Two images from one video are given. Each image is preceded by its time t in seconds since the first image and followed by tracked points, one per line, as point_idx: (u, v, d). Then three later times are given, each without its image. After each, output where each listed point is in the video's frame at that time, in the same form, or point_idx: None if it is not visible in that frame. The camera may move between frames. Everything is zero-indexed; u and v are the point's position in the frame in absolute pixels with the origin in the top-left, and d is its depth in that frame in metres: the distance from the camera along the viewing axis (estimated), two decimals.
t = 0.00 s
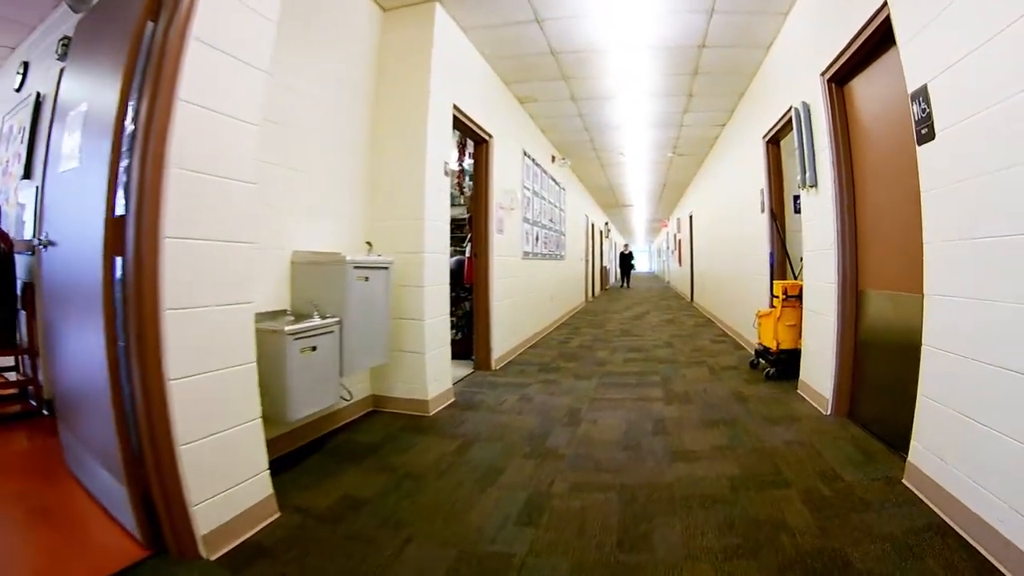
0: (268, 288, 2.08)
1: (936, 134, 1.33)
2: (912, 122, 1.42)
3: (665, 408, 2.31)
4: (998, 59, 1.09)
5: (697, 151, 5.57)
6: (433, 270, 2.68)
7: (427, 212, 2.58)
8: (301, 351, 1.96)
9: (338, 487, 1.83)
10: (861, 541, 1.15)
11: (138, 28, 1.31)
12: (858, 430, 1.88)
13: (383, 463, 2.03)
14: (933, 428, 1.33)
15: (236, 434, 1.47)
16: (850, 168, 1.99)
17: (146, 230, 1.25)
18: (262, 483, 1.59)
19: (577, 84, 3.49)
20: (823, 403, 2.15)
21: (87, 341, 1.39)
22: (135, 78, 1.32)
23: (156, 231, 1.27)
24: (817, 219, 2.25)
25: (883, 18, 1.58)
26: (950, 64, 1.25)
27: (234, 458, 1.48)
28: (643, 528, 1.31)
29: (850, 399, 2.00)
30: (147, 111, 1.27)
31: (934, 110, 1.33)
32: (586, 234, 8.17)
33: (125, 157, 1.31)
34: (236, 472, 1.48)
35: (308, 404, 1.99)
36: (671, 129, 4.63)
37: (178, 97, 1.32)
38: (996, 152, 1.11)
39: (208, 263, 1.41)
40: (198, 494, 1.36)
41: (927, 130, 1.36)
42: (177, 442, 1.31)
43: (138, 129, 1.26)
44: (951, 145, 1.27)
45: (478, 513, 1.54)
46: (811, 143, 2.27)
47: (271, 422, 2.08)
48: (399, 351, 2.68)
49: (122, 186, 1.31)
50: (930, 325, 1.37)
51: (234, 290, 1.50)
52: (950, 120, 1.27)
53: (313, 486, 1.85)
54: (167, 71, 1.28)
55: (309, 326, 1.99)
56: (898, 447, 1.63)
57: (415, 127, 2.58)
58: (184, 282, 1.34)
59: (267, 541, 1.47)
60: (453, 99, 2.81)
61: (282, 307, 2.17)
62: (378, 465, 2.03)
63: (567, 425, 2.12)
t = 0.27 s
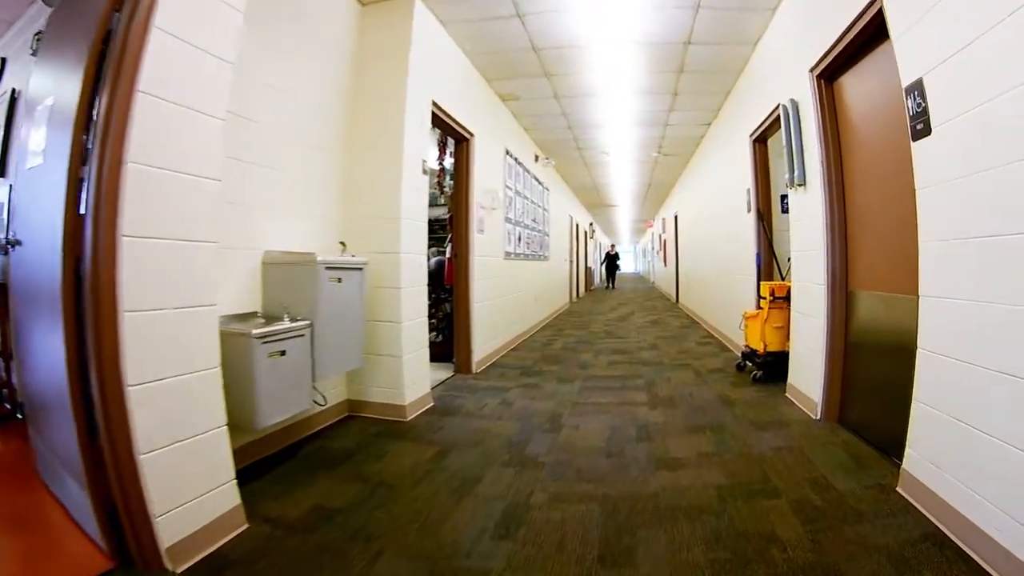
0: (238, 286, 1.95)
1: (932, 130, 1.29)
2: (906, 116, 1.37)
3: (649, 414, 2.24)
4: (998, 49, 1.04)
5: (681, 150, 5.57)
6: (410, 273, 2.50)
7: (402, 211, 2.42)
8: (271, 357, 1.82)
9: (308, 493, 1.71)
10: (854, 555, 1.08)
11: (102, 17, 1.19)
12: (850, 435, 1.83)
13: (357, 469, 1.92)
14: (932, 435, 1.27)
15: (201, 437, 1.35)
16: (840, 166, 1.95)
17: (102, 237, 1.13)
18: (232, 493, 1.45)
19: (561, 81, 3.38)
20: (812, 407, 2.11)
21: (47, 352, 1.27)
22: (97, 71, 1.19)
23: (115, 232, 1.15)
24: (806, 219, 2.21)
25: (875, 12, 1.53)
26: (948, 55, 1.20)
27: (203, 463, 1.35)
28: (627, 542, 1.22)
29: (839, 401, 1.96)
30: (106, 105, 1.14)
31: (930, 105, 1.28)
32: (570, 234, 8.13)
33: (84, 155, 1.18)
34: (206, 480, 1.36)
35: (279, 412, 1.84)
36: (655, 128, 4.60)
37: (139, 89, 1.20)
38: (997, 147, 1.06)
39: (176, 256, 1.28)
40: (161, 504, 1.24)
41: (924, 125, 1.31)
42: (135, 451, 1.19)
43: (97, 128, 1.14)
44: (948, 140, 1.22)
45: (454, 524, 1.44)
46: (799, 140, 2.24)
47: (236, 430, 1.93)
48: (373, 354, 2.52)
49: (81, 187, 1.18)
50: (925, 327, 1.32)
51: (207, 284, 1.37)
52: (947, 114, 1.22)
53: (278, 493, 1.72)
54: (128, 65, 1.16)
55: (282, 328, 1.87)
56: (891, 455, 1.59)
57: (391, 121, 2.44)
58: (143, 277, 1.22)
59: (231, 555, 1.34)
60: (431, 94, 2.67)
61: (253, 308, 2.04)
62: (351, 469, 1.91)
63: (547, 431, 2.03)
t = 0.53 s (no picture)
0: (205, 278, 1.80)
1: (929, 125, 1.24)
2: (902, 112, 1.33)
3: (632, 419, 2.17)
4: (1003, 39, 1.00)
5: (666, 150, 5.57)
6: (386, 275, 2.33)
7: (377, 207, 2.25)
8: (237, 361, 1.68)
9: (274, 503, 1.59)
10: (849, 572, 1.02)
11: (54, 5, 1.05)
12: (839, 440, 1.80)
13: (328, 475, 1.80)
14: (930, 443, 1.23)
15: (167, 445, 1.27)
16: (829, 163, 1.93)
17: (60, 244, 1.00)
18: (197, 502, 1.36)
19: (544, 77, 3.25)
20: (801, 410, 2.07)
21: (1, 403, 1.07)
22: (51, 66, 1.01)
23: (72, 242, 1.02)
24: (795, 219, 2.17)
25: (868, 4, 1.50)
26: (948, 46, 1.16)
27: (167, 471, 1.26)
28: (608, 558, 1.14)
29: (829, 403, 1.93)
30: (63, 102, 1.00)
31: (927, 99, 1.24)
32: (554, 234, 8.09)
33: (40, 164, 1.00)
34: (170, 488, 1.27)
35: (247, 417, 1.72)
36: (641, 127, 4.59)
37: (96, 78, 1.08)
38: (1002, 142, 1.02)
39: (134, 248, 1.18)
40: (121, 514, 1.15)
41: (921, 120, 1.26)
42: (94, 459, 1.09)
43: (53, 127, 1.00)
44: (948, 136, 1.17)
45: (428, 536, 1.33)
46: (788, 138, 2.21)
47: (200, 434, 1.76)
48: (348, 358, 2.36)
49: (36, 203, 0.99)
50: (925, 329, 1.28)
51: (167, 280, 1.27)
52: (946, 107, 1.18)
53: (241, 502, 1.60)
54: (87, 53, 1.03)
55: (251, 331, 1.73)
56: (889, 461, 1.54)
57: (367, 112, 2.27)
58: (103, 274, 1.11)
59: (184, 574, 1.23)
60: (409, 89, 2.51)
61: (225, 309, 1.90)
62: (321, 475, 1.80)
63: (526, 438, 1.94)
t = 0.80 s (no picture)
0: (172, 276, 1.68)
1: (926, 119, 1.19)
2: (897, 106, 1.28)
3: (616, 425, 2.10)
4: (1006, 28, 0.95)
5: (652, 150, 5.57)
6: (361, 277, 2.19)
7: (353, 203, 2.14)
8: (208, 364, 1.57)
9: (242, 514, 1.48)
10: None
11: None
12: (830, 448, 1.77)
13: (300, 483, 1.68)
14: (928, 451, 1.18)
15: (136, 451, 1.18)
16: (820, 162, 1.90)
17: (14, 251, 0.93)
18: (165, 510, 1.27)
19: (527, 74, 3.19)
20: (792, 414, 2.03)
21: None
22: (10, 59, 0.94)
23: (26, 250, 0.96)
24: (784, 219, 2.14)
25: None
26: (947, 36, 1.11)
27: (132, 479, 1.17)
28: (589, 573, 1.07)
29: (820, 407, 1.89)
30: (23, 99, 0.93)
31: (925, 91, 1.18)
32: (539, 235, 8.05)
33: None
34: (134, 497, 1.18)
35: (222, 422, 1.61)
36: (627, 126, 4.57)
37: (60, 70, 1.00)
38: (1003, 135, 0.98)
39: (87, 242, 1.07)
40: (85, 524, 1.07)
41: (918, 114, 1.21)
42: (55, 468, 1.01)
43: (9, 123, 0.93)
44: (947, 131, 1.13)
45: (403, 549, 1.25)
46: (777, 135, 2.18)
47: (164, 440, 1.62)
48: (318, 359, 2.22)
49: None
50: (923, 331, 1.23)
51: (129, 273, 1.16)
52: (944, 100, 1.13)
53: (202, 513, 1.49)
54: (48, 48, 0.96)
55: (222, 334, 1.61)
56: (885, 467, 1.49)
57: (342, 106, 2.17)
58: (61, 270, 1.02)
59: None
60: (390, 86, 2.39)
61: (193, 311, 1.78)
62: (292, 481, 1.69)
63: (506, 444, 1.86)
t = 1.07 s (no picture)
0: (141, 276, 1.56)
1: (926, 114, 1.15)
2: (895, 101, 1.24)
3: (600, 431, 2.04)
4: (1009, 18, 0.91)
5: (640, 150, 5.57)
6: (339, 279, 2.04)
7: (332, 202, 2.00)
8: (174, 370, 1.43)
9: (213, 525, 1.37)
10: None
11: None
12: (824, 454, 1.74)
13: (273, 491, 1.56)
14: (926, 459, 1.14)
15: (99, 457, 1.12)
16: (812, 162, 1.88)
17: None
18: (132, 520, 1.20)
19: (511, 72, 3.14)
20: (783, 418, 2.01)
21: None
22: None
23: None
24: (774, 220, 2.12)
25: None
26: (948, 27, 1.06)
27: (95, 486, 1.10)
28: None
29: (812, 410, 1.87)
30: None
31: (923, 85, 1.14)
32: (525, 236, 8.01)
33: None
34: (98, 506, 1.11)
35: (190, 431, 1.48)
36: (614, 125, 4.56)
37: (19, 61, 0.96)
38: (999, 131, 0.95)
39: (44, 236, 1.00)
40: (49, 534, 1.02)
41: (917, 108, 1.17)
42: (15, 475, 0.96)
43: None
44: (947, 126, 1.08)
45: (379, 562, 1.16)
46: (768, 132, 2.15)
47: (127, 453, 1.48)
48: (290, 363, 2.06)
49: None
50: (923, 335, 1.19)
51: (88, 270, 1.09)
52: (944, 94, 1.08)
53: (167, 524, 1.38)
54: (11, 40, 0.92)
55: (191, 338, 1.49)
56: (884, 473, 1.46)
57: (319, 97, 2.04)
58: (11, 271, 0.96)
59: None
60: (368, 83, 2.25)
61: (164, 314, 1.64)
62: (267, 487, 1.58)
63: (487, 451, 1.78)
